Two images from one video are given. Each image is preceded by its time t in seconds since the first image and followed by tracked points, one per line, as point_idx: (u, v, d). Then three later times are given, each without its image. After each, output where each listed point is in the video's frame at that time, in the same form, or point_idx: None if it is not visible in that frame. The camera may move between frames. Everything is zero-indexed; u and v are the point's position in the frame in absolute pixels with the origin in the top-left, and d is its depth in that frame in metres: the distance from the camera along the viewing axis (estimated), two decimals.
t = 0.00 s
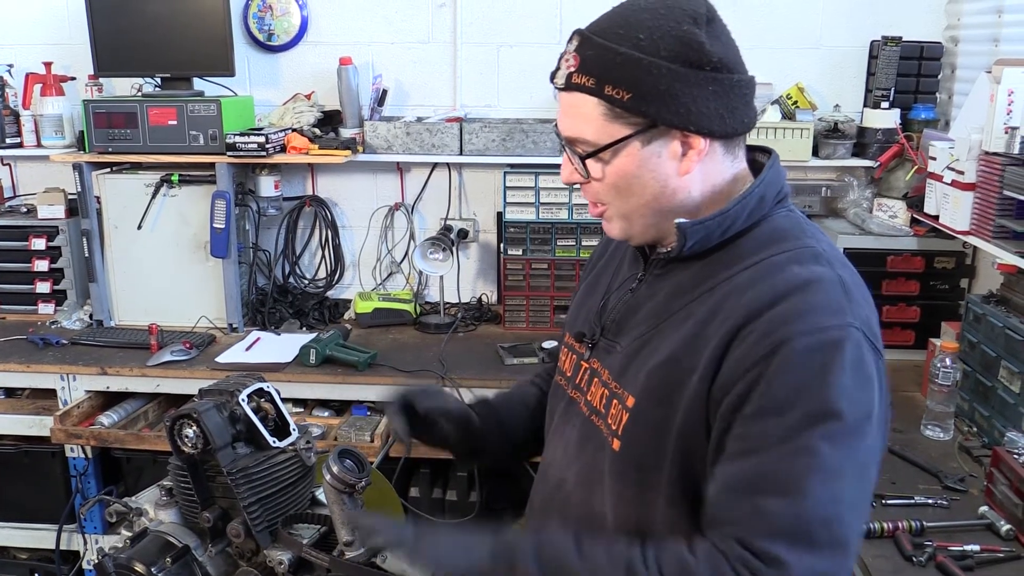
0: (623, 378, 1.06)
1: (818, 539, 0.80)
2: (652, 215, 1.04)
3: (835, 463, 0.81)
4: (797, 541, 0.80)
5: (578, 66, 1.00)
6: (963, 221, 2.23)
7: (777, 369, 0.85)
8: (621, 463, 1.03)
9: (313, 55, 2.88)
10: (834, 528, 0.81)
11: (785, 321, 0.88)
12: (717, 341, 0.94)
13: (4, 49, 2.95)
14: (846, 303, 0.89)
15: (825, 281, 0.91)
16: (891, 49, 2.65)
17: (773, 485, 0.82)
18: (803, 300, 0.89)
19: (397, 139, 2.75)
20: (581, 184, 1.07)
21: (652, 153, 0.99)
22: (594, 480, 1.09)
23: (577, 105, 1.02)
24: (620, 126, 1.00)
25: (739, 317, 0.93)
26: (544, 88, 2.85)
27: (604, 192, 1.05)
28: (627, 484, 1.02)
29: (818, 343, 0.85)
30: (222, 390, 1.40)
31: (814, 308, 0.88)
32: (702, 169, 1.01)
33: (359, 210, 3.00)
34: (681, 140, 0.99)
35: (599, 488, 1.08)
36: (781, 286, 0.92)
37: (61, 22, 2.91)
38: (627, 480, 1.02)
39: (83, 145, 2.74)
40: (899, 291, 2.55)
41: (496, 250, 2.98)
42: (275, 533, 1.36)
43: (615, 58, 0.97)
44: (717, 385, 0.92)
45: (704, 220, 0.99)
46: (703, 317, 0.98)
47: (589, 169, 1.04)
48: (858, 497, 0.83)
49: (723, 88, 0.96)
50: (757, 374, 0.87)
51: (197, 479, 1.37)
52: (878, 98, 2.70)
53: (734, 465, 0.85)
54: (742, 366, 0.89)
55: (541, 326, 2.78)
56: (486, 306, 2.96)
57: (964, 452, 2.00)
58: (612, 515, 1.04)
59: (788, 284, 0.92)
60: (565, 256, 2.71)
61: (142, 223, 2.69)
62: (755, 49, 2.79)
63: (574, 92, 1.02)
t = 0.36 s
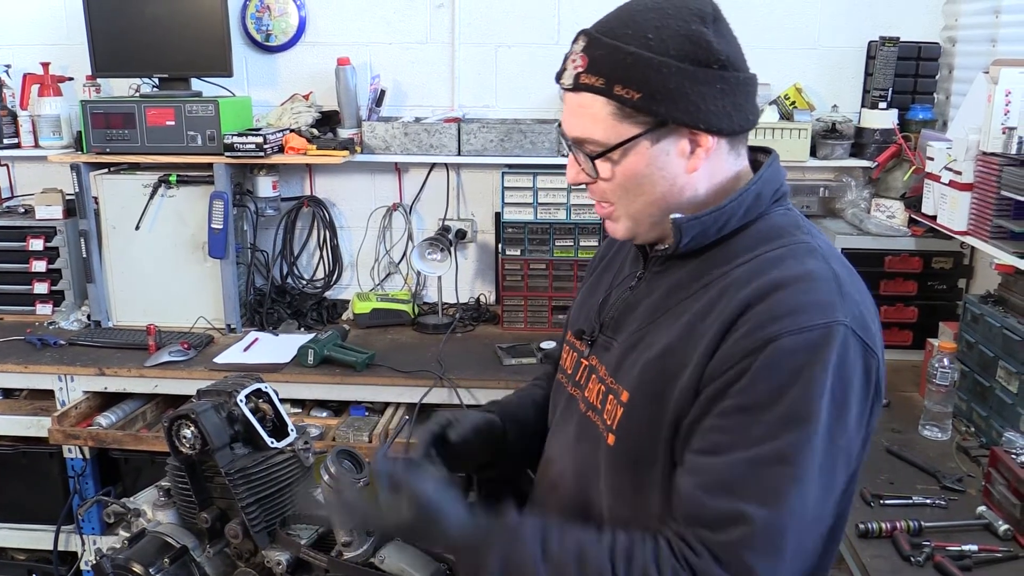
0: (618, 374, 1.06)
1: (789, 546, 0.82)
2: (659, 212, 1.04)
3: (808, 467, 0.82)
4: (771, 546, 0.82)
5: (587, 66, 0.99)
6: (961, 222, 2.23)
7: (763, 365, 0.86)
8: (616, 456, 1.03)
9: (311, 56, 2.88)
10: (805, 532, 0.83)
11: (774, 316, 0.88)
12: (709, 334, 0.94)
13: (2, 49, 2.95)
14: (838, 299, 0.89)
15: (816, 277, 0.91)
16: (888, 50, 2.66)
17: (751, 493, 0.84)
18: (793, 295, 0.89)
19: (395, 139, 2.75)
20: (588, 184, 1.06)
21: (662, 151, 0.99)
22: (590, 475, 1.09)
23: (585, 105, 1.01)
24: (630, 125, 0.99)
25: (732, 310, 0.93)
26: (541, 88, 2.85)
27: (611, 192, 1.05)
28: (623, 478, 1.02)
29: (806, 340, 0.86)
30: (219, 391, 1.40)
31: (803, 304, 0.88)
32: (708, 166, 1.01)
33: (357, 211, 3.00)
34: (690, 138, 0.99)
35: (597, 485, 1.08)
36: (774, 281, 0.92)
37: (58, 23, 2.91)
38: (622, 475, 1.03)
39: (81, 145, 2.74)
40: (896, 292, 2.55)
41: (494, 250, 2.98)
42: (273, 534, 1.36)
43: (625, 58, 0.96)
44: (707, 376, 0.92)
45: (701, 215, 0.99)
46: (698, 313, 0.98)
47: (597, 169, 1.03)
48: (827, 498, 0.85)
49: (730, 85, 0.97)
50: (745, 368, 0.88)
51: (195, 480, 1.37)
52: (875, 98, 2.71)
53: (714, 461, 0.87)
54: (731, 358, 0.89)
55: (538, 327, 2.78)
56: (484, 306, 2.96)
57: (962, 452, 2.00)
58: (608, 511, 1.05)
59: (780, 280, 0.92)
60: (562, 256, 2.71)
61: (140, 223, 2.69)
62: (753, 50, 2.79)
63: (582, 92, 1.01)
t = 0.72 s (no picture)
0: (620, 374, 1.06)
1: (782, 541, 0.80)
2: (657, 211, 1.04)
3: (802, 460, 0.80)
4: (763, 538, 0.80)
5: (590, 64, 0.99)
6: (961, 221, 2.23)
7: (757, 364, 0.85)
8: (619, 459, 1.03)
9: (310, 56, 2.88)
10: (800, 528, 0.80)
11: (770, 315, 0.88)
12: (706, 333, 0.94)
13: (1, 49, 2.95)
14: (834, 298, 0.88)
15: (812, 276, 0.91)
16: (887, 50, 2.67)
17: (743, 484, 0.82)
18: (790, 294, 0.89)
19: (395, 139, 2.75)
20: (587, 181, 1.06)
21: (662, 152, 0.99)
22: (594, 475, 1.09)
23: (587, 103, 1.01)
24: (631, 126, 0.98)
25: (730, 309, 0.92)
26: (541, 88, 2.85)
27: (609, 190, 1.04)
28: (628, 479, 1.02)
29: (800, 338, 0.85)
30: (219, 391, 1.40)
31: (799, 303, 0.88)
32: (707, 168, 1.01)
33: (356, 211, 3.00)
34: (691, 139, 0.98)
35: (600, 485, 1.07)
36: (771, 279, 0.92)
37: (57, 23, 2.91)
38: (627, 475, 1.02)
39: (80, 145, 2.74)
40: (895, 292, 2.55)
41: (494, 250, 2.99)
42: (272, 534, 1.36)
43: (628, 59, 0.95)
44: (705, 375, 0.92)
45: (701, 215, 0.99)
46: (698, 312, 0.97)
47: (597, 167, 1.03)
48: (826, 495, 0.82)
49: (732, 88, 0.96)
50: (740, 367, 0.87)
51: (194, 480, 1.37)
52: (875, 98, 2.71)
53: (708, 456, 0.86)
54: (726, 356, 0.89)
55: (538, 327, 2.78)
56: (484, 306, 2.96)
57: (961, 452, 2.00)
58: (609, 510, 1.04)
59: (777, 279, 0.91)
60: (562, 256, 2.71)
61: (139, 223, 2.69)
62: (753, 50, 2.79)
63: (585, 91, 1.00)
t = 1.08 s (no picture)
0: (622, 379, 1.05)
1: (863, 557, 0.83)
2: (662, 207, 1.02)
3: (854, 477, 0.83)
4: (840, 564, 0.83)
5: (590, 56, 0.99)
6: (960, 220, 2.23)
7: (785, 382, 0.85)
8: (624, 465, 1.02)
9: (310, 55, 2.88)
10: (870, 540, 0.84)
11: (786, 329, 0.87)
12: (718, 349, 0.92)
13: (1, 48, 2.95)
14: (843, 300, 0.88)
15: (822, 282, 0.90)
16: (886, 49, 2.67)
17: (810, 515, 0.83)
18: (802, 304, 0.88)
19: (395, 138, 2.75)
20: (589, 181, 1.05)
21: (668, 142, 0.98)
22: (597, 478, 1.09)
23: (588, 96, 1.01)
24: (635, 115, 0.98)
25: (741, 321, 0.91)
26: (540, 87, 2.85)
27: (614, 185, 1.03)
28: (630, 482, 1.02)
29: (824, 353, 0.85)
30: (218, 390, 1.40)
31: (812, 313, 0.87)
32: (710, 159, 1.01)
33: (355, 210, 3.00)
34: (695, 128, 0.98)
35: (602, 487, 1.08)
36: (779, 287, 0.91)
37: (56, 22, 2.91)
38: (631, 480, 1.02)
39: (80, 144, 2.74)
40: (895, 290, 2.55)
41: (493, 249, 2.99)
42: (272, 533, 1.36)
43: (628, 48, 0.96)
44: (721, 391, 0.91)
45: (694, 218, 0.98)
46: (702, 319, 0.96)
47: (601, 161, 1.02)
48: (881, 498, 0.86)
49: (729, 77, 0.97)
50: (764, 385, 0.86)
51: (194, 479, 1.37)
52: (874, 97, 2.72)
53: (760, 489, 0.85)
54: (746, 375, 0.88)
55: (537, 326, 2.78)
56: (483, 305, 2.96)
57: (960, 450, 2.00)
58: (619, 517, 1.04)
59: (785, 287, 0.90)
60: (562, 255, 2.71)
61: (139, 222, 2.68)
62: (752, 48, 2.79)
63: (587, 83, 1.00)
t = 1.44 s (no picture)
0: (642, 381, 1.00)
1: (883, 528, 0.82)
2: (700, 174, 0.99)
3: (885, 449, 0.81)
4: (868, 534, 0.81)
5: (628, 18, 0.95)
6: (960, 220, 2.24)
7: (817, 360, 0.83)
8: (651, 467, 0.98)
9: (309, 55, 2.88)
10: (890, 514, 0.82)
11: (813, 310, 0.85)
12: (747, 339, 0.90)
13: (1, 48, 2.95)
14: (863, 280, 0.87)
15: (840, 264, 0.89)
16: (886, 49, 2.67)
17: (841, 486, 0.81)
18: (822, 286, 0.87)
19: (394, 138, 2.75)
20: (631, 148, 0.97)
21: (705, 103, 0.98)
22: (619, 489, 1.03)
23: (628, 59, 0.96)
24: (678, 74, 0.96)
25: (765, 308, 0.89)
26: (540, 87, 2.85)
27: (656, 153, 0.97)
28: (662, 486, 0.97)
29: (851, 328, 0.83)
30: (218, 390, 1.39)
31: (833, 292, 0.86)
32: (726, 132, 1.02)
33: (355, 210, 3.00)
34: (720, 94, 1.00)
35: (625, 498, 1.02)
36: (798, 273, 0.89)
37: (56, 21, 2.90)
38: (661, 483, 0.97)
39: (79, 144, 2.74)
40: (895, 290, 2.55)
41: (493, 249, 2.99)
42: (271, 533, 1.36)
43: (665, 10, 0.95)
44: (751, 378, 0.89)
45: (709, 211, 0.97)
46: (724, 311, 0.94)
47: (643, 126, 0.96)
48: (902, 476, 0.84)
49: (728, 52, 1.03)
50: (796, 366, 0.84)
51: (194, 479, 1.37)
52: (874, 97, 2.72)
53: (790, 464, 0.83)
54: (777, 358, 0.86)
55: (537, 326, 2.78)
56: (483, 305, 2.96)
57: (960, 450, 2.00)
58: (650, 524, 0.99)
59: (805, 272, 0.89)
60: (561, 255, 2.71)
61: (138, 222, 2.68)
62: (752, 49, 2.79)
63: (624, 46, 0.95)
